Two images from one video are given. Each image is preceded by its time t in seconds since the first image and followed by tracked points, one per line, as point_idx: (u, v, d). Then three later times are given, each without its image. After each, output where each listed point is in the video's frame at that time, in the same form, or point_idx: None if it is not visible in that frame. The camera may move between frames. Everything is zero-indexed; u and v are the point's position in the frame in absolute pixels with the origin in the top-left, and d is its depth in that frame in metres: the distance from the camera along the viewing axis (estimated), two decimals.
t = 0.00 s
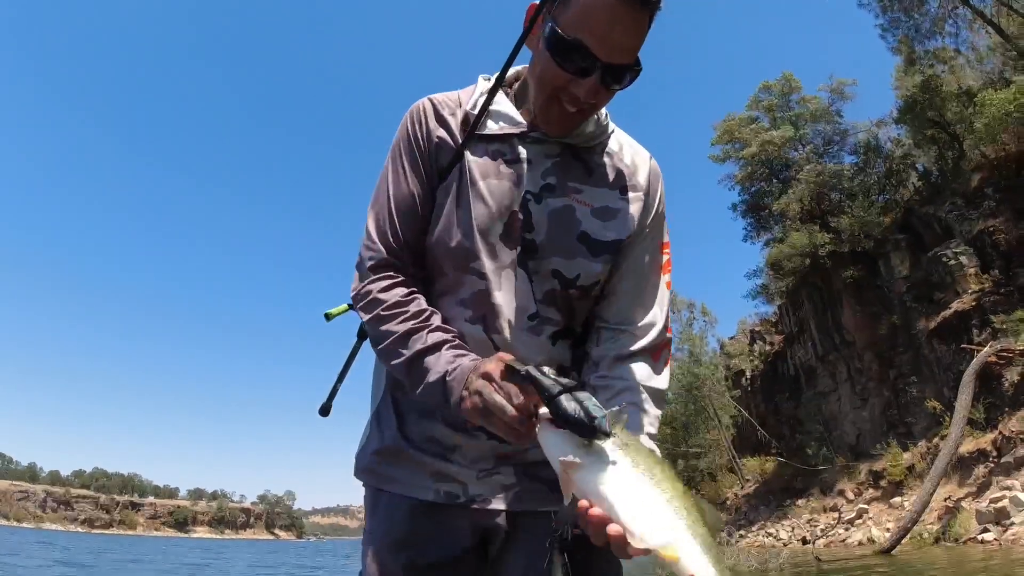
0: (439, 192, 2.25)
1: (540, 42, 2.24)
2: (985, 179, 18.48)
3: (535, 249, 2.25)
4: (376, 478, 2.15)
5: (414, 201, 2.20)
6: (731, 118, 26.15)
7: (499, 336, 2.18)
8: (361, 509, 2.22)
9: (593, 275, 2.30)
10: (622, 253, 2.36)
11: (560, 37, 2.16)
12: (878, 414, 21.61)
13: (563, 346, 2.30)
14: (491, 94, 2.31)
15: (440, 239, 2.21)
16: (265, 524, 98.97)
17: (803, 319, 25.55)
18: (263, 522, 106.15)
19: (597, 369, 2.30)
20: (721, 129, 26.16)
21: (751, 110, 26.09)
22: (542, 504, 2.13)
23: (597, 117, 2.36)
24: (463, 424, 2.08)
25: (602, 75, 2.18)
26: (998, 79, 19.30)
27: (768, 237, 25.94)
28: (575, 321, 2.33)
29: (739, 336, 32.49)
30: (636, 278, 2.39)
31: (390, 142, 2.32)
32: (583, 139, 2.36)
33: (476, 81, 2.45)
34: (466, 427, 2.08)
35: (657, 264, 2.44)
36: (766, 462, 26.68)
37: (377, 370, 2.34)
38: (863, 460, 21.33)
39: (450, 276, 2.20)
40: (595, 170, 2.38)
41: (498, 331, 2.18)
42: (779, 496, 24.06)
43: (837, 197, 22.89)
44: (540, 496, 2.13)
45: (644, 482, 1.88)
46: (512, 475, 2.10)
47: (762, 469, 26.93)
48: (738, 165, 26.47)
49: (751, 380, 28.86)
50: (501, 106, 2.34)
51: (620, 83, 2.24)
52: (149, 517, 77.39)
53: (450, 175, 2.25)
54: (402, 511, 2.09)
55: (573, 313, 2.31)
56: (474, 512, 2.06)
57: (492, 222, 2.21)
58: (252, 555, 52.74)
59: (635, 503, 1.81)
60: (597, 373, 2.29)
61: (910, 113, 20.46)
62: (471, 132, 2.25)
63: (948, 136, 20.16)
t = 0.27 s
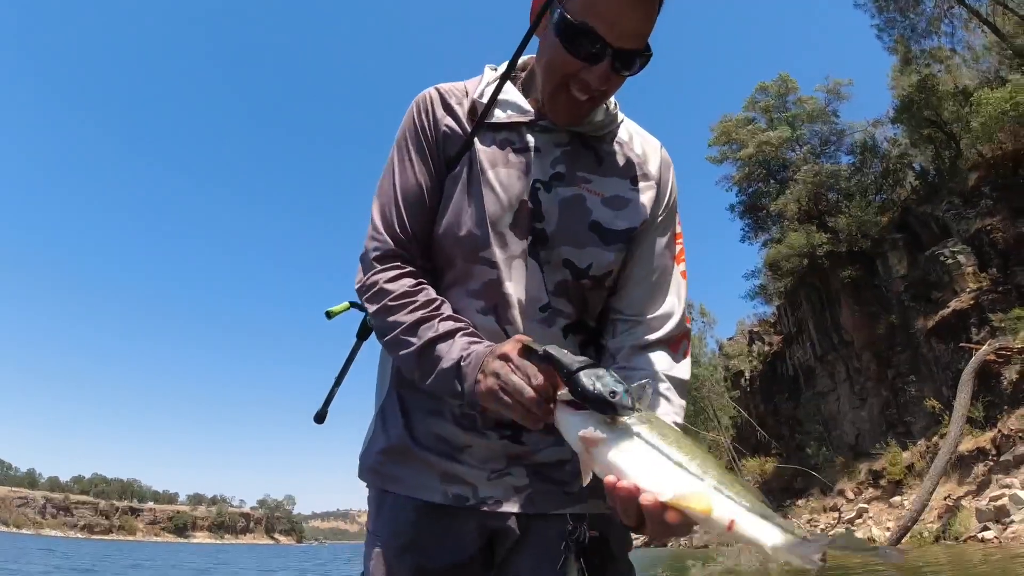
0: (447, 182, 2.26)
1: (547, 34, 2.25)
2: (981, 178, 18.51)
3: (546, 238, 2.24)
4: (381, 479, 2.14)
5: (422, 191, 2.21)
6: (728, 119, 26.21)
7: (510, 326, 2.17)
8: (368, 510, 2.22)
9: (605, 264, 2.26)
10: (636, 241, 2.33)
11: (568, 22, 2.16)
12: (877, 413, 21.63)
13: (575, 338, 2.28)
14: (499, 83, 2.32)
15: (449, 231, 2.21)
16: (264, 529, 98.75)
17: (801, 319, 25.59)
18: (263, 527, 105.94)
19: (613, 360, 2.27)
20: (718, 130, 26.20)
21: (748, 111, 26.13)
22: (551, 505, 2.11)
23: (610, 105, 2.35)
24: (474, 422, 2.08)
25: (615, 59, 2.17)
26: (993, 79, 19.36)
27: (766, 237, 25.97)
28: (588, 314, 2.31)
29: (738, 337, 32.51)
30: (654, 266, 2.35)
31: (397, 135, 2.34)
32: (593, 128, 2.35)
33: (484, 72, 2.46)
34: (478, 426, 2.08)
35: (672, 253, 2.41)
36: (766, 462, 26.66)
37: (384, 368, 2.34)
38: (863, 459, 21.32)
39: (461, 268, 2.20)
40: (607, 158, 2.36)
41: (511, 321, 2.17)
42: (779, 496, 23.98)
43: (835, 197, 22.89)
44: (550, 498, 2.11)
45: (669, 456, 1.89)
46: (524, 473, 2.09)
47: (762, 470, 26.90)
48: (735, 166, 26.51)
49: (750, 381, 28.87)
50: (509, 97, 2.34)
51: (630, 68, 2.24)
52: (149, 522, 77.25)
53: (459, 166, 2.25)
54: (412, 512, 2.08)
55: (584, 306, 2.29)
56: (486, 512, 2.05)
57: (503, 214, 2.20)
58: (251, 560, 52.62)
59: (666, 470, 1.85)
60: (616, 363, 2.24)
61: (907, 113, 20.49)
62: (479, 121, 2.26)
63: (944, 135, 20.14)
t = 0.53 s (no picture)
0: (456, 179, 2.27)
1: (560, 24, 2.23)
2: (981, 177, 18.52)
3: (557, 234, 2.24)
4: (390, 485, 2.14)
5: (431, 187, 2.22)
6: (727, 120, 26.24)
7: (523, 321, 2.17)
8: (377, 516, 2.21)
9: (619, 259, 2.25)
10: (650, 235, 2.33)
11: (580, 14, 2.13)
12: (878, 413, 21.67)
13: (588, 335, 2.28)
14: (508, 78, 2.32)
15: (459, 229, 2.21)
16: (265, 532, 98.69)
17: (802, 320, 25.67)
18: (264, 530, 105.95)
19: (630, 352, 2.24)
20: (718, 131, 26.22)
21: (747, 112, 26.16)
22: (567, 510, 2.11)
23: (620, 97, 2.34)
24: (486, 426, 2.10)
25: (629, 51, 2.15)
26: (993, 79, 19.40)
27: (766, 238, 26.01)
28: (601, 311, 2.30)
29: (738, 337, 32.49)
30: (668, 261, 2.33)
31: (403, 133, 2.35)
32: (604, 122, 2.36)
33: (493, 65, 2.46)
34: (490, 429, 2.09)
35: (687, 248, 2.40)
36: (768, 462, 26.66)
37: (392, 373, 2.34)
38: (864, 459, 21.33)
39: (471, 265, 2.21)
40: (619, 152, 2.38)
41: (524, 317, 2.16)
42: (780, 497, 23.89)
43: (834, 197, 22.86)
44: (566, 503, 2.11)
45: (692, 433, 1.89)
46: (538, 477, 2.09)
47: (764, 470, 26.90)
48: (735, 166, 26.52)
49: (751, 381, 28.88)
50: (519, 91, 2.35)
51: (644, 61, 2.21)
52: (150, 525, 77.16)
53: (468, 163, 2.27)
54: (423, 518, 2.08)
55: (597, 302, 2.28)
56: (499, 516, 2.05)
57: (513, 210, 2.21)
58: (253, 562, 52.62)
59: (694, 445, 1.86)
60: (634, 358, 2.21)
61: (906, 112, 20.48)
62: (489, 116, 2.28)
63: (944, 134, 20.08)
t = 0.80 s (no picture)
0: (451, 181, 2.28)
1: (553, 24, 2.24)
2: (983, 177, 18.52)
3: (554, 234, 2.25)
4: (392, 489, 2.17)
5: (426, 190, 2.24)
6: (728, 120, 26.28)
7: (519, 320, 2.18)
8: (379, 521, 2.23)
9: (616, 258, 2.26)
10: (647, 232, 2.33)
11: (573, 12, 2.15)
12: (879, 413, 21.71)
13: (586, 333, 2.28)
14: (502, 77, 2.33)
15: (455, 229, 2.22)
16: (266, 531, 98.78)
17: (803, 320, 25.65)
18: (265, 529, 106.03)
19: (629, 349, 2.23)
20: (719, 131, 26.24)
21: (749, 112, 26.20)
22: (569, 513, 2.11)
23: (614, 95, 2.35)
24: (486, 429, 2.10)
25: (623, 47, 2.16)
26: (994, 79, 19.47)
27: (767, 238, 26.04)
28: (598, 309, 2.31)
29: (739, 337, 32.46)
30: (665, 257, 2.33)
31: (399, 137, 2.37)
32: (599, 121, 2.37)
33: (486, 65, 2.48)
34: (490, 431, 2.10)
35: (686, 244, 2.40)
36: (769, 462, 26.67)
37: (392, 377, 2.36)
38: (866, 459, 21.34)
39: (468, 265, 2.21)
40: (614, 149, 2.39)
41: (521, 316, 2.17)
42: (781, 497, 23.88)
43: (836, 197, 22.81)
44: (568, 504, 2.11)
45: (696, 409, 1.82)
46: (537, 480, 2.10)
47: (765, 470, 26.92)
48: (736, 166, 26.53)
49: (752, 381, 28.88)
50: (512, 90, 2.37)
51: (637, 58, 2.22)
52: (151, 524, 77.30)
53: (464, 164, 2.28)
54: (425, 523, 2.09)
55: (594, 301, 2.29)
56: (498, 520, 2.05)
57: (510, 209, 2.22)
58: (255, 561, 52.73)
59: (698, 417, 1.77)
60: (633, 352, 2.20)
61: (907, 112, 20.42)
62: (483, 117, 2.30)
63: (945, 134, 20.01)
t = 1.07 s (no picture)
0: (432, 182, 2.30)
1: (528, 26, 2.26)
2: (982, 177, 18.53)
3: (532, 234, 2.26)
4: (379, 490, 2.17)
5: (407, 191, 2.25)
6: (728, 120, 26.29)
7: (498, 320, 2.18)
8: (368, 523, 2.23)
9: (594, 257, 2.26)
10: (625, 231, 2.33)
11: (545, 17, 2.16)
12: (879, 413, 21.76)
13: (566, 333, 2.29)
14: (480, 82, 2.37)
15: (435, 229, 2.23)
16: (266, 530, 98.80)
17: (802, 319, 25.64)
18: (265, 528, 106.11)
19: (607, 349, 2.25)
20: (719, 131, 26.25)
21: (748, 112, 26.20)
22: (552, 510, 2.12)
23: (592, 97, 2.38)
24: (468, 428, 2.12)
25: (594, 51, 2.17)
26: (994, 79, 19.50)
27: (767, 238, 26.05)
28: (578, 309, 2.32)
29: (739, 337, 32.45)
30: (644, 255, 2.33)
31: (381, 141, 2.39)
32: (577, 123, 2.39)
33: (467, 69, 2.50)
34: (472, 429, 2.12)
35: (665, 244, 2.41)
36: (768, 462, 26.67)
37: (378, 379, 2.38)
38: (864, 458, 21.35)
39: (447, 265, 2.22)
40: (592, 151, 2.41)
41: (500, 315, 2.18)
42: (780, 496, 23.88)
43: (836, 197, 22.84)
44: (550, 502, 2.12)
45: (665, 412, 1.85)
46: (520, 478, 2.11)
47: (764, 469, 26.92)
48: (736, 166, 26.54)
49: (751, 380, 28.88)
50: (492, 94, 2.40)
51: (611, 61, 2.23)
52: (151, 523, 77.23)
53: (444, 166, 2.30)
54: (411, 522, 2.09)
55: (574, 299, 2.30)
56: (482, 518, 2.06)
57: (488, 207, 2.23)
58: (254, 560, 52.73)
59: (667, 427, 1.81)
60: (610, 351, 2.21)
61: (907, 112, 20.41)
62: (461, 119, 2.32)
63: (945, 134, 19.99)
